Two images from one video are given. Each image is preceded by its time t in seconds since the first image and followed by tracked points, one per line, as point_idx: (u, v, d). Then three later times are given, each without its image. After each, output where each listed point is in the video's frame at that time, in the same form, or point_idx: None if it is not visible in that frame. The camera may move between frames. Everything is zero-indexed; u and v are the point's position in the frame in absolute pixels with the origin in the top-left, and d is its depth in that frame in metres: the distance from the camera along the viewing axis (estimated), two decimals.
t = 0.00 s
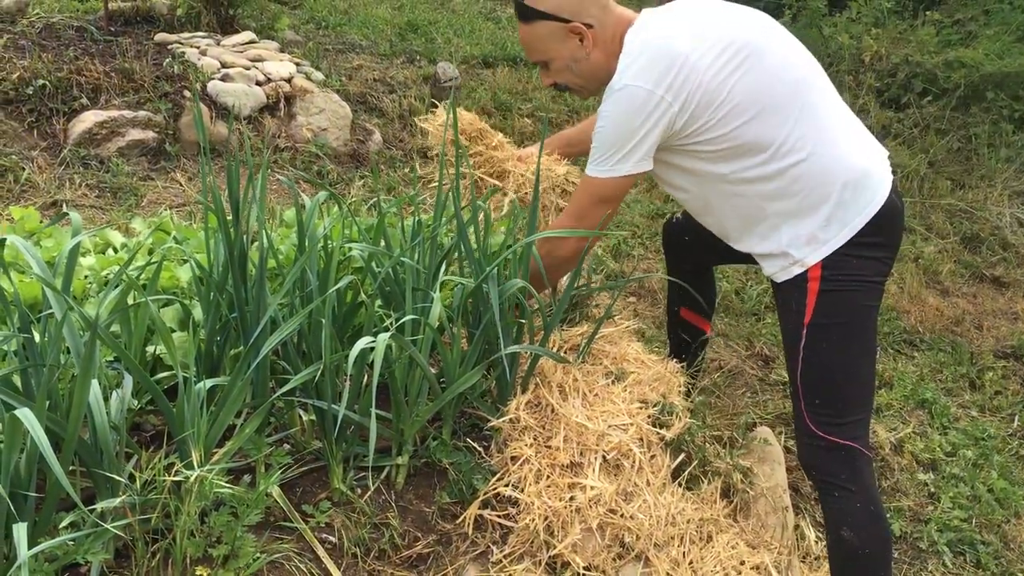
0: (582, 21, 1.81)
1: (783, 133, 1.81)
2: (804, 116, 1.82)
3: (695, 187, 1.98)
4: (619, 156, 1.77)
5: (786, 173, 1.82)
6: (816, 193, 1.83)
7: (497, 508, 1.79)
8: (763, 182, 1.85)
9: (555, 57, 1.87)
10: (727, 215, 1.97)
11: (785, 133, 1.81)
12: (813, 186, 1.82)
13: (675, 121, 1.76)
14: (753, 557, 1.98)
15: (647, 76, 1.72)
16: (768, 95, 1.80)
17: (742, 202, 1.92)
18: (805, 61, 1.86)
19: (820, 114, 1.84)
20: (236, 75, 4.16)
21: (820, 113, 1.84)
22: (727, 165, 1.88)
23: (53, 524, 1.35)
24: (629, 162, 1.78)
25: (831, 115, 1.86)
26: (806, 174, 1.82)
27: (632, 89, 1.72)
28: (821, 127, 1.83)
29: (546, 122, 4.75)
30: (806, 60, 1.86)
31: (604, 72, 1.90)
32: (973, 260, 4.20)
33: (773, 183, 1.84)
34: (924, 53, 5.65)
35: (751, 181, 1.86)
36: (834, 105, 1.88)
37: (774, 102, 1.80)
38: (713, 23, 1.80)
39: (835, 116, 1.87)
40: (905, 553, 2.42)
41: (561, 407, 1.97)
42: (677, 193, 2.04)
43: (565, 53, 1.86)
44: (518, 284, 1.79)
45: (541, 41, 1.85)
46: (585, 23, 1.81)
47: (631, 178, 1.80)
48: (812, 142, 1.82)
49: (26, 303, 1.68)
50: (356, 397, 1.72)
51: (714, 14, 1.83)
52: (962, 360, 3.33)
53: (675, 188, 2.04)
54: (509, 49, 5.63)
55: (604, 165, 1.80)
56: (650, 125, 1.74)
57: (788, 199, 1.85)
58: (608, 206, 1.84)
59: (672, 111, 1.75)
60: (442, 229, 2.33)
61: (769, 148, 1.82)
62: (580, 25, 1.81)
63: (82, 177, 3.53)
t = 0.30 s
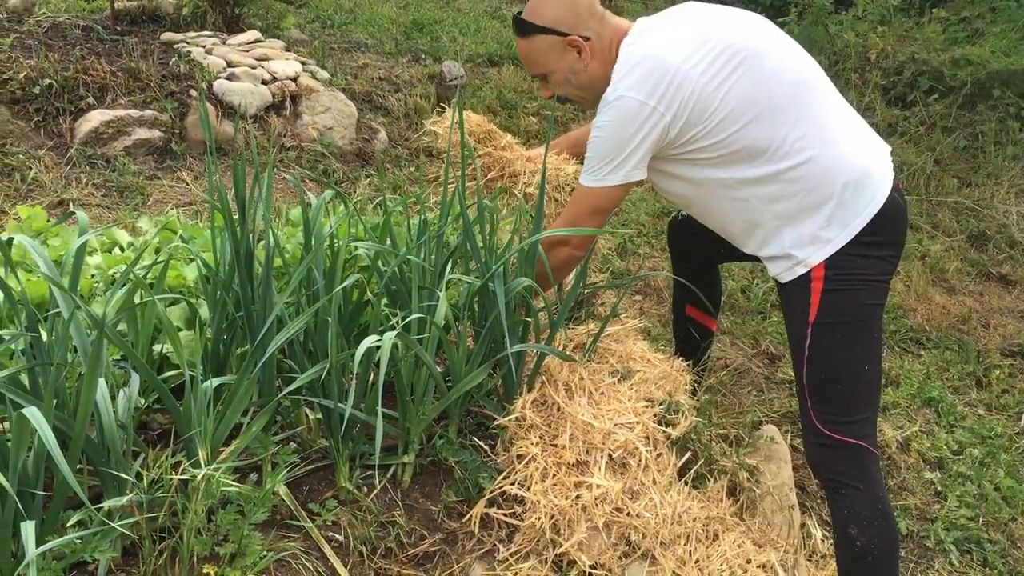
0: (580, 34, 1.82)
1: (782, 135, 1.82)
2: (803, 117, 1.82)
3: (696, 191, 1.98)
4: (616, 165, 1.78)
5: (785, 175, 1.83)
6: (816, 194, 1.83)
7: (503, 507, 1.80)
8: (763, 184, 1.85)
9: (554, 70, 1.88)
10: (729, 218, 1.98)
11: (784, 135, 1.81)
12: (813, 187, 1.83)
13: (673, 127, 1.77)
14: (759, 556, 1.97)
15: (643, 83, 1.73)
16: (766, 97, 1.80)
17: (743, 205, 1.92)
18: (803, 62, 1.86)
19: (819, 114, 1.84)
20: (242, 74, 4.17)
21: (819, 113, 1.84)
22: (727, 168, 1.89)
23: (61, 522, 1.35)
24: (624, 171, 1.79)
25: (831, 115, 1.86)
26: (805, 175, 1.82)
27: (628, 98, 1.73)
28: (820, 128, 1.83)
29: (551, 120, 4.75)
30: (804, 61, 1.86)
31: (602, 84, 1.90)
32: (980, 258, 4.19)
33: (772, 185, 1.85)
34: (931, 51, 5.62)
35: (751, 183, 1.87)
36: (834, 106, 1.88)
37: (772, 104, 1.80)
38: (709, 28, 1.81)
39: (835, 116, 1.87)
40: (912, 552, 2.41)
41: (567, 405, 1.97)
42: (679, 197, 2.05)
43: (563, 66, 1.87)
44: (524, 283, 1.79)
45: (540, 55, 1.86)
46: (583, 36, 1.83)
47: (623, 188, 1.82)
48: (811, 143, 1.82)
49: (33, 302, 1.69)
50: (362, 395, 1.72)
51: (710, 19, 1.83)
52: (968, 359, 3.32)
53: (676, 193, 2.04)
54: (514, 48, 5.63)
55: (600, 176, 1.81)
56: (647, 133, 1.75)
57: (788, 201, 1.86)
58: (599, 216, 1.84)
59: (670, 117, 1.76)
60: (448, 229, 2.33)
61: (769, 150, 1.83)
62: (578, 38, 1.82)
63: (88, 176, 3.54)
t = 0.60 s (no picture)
0: (584, 31, 1.81)
1: (789, 132, 1.81)
2: (810, 113, 1.81)
3: (703, 189, 1.98)
4: (630, 162, 1.78)
5: (791, 172, 1.82)
6: (823, 189, 1.82)
7: (512, 506, 1.80)
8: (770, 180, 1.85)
9: (559, 67, 1.87)
10: (735, 215, 1.98)
11: (791, 131, 1.81)
12: (820, 183, 1.82)
13: (680, 124, 1.77)
14: (769, 555, 1.96)
15: (651, 79, 1.73)
16: (773, 93, 1.79)
17: (750, 202, 1.92)
18: (811, 59, 1.86)
19: (826, 111, 1.83)
20: (254, 74, 4.18)
21: (826, 110, 1.83)
22: (734, 165, 1.89)
23: (71, 521, 1.36)
24: (644, 167, 1.78)
25: (838, 111, 1.85)
26: (812, 172, 1.81)
27: (638, 94, 1.73)
28: (827, 124, 1.82)
29: (562, 118, 4.74)
30: (811, 58, 1.85)
31: (605, 81, 1.89)
32: (993, 255, 4.16)
33: (780, 181, 1.84)
34: (944, 47, 5.58)
35: (759, 179, 1.86)
36: (842, 102, 1.88)
37: (778, 101, 1.80)
38: (717, 25, 1.80)
39: (842, 113, 1.86)
40: (924, 552, 2.40)
41: (577, 404, 1.97)
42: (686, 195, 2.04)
43: (569, 62, 1.86)
44: (533, 281, 1.79)
45: (545, 52, 1.85)
46: (587, 33, 1.81)
47: (647, 183, 1.81)
48: (818, 139, 1.81)
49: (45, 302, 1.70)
50: (371, 394, 1.73)
51: (717, 16, 1.83)
52: (982, 357, 3.29)
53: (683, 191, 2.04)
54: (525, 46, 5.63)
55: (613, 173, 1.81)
56: (658, 129, 1.75)
57: (795, 197, 1.85)
58: (624, 213, 1.83)
59: (678, 114, 1.76)
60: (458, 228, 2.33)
61: (776, 146, 1.82)
62: (582, 35, 1.81)
63: (101, 176, 3.57)
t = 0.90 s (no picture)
0: (598, 32, 1.79)
1: (806, 132, 1.79)
2: (828, 114, 1.79)
3: (718, 190, 1.96)
4: (650, 160, 1.75)
5: (808, 173, 1.80)
6: (841, 191, 1.80)
7: (527, 509, 1.79)
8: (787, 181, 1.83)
9: (572, 68, 1.85)
10: (751, 216, 1.95)
11: (808, 131, 1.79)
12: (838, 184, 1.79)
13: (697, 123, 1.75)
14: (786, 559, 1.95)
15: (669, 76, 1.71)
16: (791, 93, 1.78)
17: (766, 203, 1.90)
18: (828, 60, 1.84)
19: (843, 112, 1.81)
20: (269, 74, 4.19)
21: (843, 110, 1.81)
22: (750, 166, 1.86)
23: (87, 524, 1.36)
24: (669, 165, 1.75)
25: (856, 113, 1.83)
26: (830, 172, 1.79)
27: (657, 91, 1.70)
28: (844, 125, 1.80)
29: (576, 118, 4.73)
30: (827, 58, 1.83)
31: (620, 82, 1.88)
32: (1013, 255, 4.10)
33: (796, 181, 1.82)
34: (963, 44, 5.52)
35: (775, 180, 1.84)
36: (860, 104, 1.86)
37: (795, 101, 1.78)
38: (734, 24, 1.79)
39: (859, 114, 1.84)
40: (943, 556, 2.37)
41: (591, 407, 1.95)
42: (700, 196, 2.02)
43: (582, 64, 1.84)
44: (547, 284, 1.78)
45: (558, 53, 1.83)
46: (601, 34, 1.80)
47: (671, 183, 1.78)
48: (836, 141, 1.79)
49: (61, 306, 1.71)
50: (386, 397, 1.72)
51: (734, 15, 1.81)
52: (1002, 358, 3.25)
53: (697, 192, 2.02)
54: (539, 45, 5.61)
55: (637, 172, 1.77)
56: (677, 127, 1.73)
57: (812, 198, 1.83)
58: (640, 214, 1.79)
59: (696, 112, 1.73)
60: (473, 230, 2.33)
61: (793, 147, 1.80)
62: (595, 37, 1.79)
63: (117, 177, 3.59)
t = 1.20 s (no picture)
0: (615, 28, 1.76)
1: (828, 133, 1.77)
2: (849, 116, 1.78)
3: (733, 190, 1.93)
4: (680, 159, 1.72)
5: (828, 175, 1.79)
6: (861, 193, 1.79)
7: (540, 513, 1.79)
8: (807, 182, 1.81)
9: (587, 66, 1.81)
10: (766, 217, 1.93)
11: (829, 132, 1.77)
12: (858, 186, 1.78)
13: (723, 122, 1.72)
14: (801, 565, 1.94)
15: (695, 74, 1.67)
16: (813, 94, 1.76)
17: (783, 204, 1.88)
18: (848, 62, 1.83)
19: (861, 114, 1.80)
20: (283, 76, 4.20)
21: (862, 113, 1.80)
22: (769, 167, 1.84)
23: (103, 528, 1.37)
24: (704, 163, 1.72)
25: (874, 116, 1.83)
26: (850, 174, 1.78)
27: (686, 88, 1.67)
28: (863, 127, 1.79)
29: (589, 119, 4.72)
30: (845, 60, 1.82)
31: (637, 80, 1.82)
32: None
33: (816, 183, 1.80)
34: (979, 44, 5.47)
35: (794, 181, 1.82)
36: (877, 107, 1.85)
37: (816, 103, 1.76)
38: (756, 24, 1.77)
39: (877, 117, 1.83)
40: (958, 561, 2.35)
41: (605, 411, 1.95)
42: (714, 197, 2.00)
43: (598, 61, 1.80)
44: (561, 289, 1.77)
45: (574, 50, 1.79)
46: (618, 30, 1.76)
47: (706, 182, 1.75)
48: (856, 143, 1.78)
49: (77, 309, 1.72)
50: (399, 401, 1.73)
51: (754, 16, 1.79)
52: (1018, 361, 3.22)
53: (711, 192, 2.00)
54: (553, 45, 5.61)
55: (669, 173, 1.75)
56: (706, 126, 1.69)
57: (831, 199, 1.81)
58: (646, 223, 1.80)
59: (720, 111, 1.70)
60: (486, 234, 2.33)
61: (814, 148, 1.78)
62: (612, 33, 1.75)
63: (133, 179, 3.61)
